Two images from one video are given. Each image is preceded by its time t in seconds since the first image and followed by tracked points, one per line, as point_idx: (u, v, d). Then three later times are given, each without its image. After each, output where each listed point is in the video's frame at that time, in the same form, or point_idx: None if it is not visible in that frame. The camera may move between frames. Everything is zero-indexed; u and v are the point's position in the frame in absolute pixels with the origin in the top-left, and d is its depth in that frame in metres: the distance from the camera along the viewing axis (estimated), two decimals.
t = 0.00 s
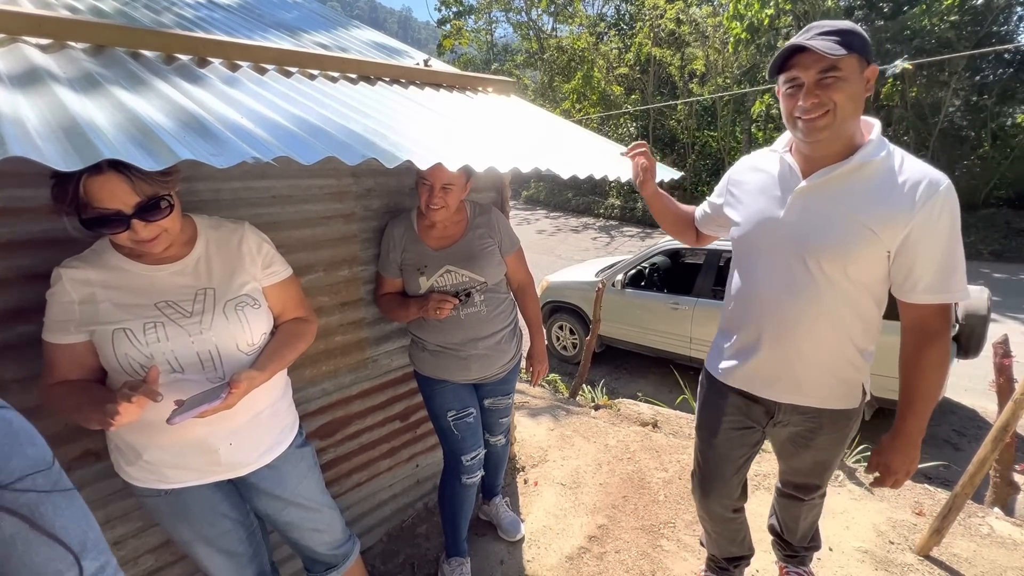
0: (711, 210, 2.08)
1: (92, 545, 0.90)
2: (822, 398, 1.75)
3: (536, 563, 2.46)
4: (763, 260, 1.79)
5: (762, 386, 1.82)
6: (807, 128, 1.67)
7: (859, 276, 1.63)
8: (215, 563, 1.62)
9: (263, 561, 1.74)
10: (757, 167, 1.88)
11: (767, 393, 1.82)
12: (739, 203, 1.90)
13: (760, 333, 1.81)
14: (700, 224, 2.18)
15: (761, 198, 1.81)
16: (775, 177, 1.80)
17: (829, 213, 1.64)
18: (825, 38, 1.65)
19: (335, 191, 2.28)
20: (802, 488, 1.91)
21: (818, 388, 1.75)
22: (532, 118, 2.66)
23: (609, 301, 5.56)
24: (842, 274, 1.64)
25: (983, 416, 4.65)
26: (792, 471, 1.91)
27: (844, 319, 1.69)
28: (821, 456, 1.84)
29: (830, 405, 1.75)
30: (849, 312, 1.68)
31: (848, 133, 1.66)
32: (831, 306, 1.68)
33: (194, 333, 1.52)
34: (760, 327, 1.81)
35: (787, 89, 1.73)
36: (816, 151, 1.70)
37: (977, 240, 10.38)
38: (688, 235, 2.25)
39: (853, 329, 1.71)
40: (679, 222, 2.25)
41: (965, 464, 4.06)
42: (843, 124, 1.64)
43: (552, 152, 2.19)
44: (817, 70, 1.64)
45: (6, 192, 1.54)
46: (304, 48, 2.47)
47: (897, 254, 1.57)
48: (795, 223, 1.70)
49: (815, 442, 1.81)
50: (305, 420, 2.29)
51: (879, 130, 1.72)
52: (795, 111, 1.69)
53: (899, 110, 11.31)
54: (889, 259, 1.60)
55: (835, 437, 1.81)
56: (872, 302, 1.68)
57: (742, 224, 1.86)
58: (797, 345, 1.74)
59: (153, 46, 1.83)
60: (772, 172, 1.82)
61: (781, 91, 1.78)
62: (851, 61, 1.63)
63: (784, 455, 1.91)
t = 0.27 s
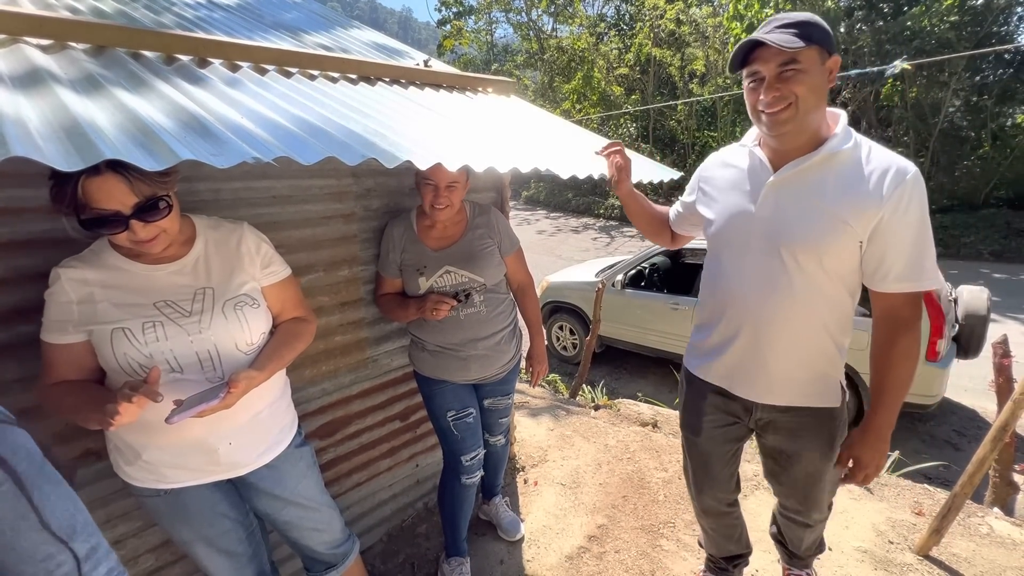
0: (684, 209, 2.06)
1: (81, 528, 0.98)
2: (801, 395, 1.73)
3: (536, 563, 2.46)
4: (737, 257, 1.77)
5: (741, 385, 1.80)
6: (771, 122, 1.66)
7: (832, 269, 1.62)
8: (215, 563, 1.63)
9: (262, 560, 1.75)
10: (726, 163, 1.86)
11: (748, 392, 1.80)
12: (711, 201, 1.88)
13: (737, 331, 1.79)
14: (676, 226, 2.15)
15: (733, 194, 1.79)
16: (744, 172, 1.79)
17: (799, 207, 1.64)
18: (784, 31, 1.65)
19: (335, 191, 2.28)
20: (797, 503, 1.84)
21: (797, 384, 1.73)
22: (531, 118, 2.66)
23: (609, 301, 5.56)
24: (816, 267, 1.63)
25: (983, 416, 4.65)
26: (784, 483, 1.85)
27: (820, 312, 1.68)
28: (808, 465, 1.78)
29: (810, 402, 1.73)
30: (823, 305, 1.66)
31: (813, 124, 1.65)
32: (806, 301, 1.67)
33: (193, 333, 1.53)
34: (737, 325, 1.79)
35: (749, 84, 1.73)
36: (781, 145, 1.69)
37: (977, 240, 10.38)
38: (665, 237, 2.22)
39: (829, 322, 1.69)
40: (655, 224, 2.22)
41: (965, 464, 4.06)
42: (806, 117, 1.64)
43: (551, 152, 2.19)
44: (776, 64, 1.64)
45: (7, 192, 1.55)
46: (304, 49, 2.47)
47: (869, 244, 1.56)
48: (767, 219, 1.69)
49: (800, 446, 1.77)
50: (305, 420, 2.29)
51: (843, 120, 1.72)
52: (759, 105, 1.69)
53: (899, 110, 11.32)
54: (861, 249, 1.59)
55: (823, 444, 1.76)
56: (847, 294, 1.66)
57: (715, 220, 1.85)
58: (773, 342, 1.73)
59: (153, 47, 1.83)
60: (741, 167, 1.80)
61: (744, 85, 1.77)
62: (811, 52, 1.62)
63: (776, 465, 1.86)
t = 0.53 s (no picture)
0: (665, 208, 2.07)
1: (51, 532, 1.12)
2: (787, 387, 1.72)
3: (536, 563, 2.47)
4: (718, 251, 1.77)
5: (728, 380, 1.80)
6: (735, 115, 1.68)
7: (809, 257, 1.60)
8: (214, 563, 1.63)
9: (262, 560, 1.75)
10: (701, 159, 1.87)
11: (736, 386, 1.79)
12: (688, 197, 1.88)
13: (721, 325, 1.80)
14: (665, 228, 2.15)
15: (709, 189, 1.80)
16: (718, 168, 1.79)
17: (771, 197, 1.62)
18: (742, 25, 1.65)
19: (336, 192, 2.29)
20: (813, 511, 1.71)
21: (783, 376, 1.72)
22: (531, 119, 2.67)
23: (609, 302, 5.57)
24: (793, 257, 1.61)
25: (984, 417, 4.65)
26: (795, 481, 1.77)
27: (800, 302, 1.66)
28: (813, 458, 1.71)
29: (798, 393, 1.72)
30: (804, 294, 1.64)
31: (777, 116, 1.66)
32: (786, 291, 1.65)
33: (192, 332, 1.54)
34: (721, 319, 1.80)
35: (713, 79, 1.74)
36: (750, 138, 1.71)
37: (977, 241, 10.38)
38: (657, 238, 2.21)
39: (811, 311, 1.67)
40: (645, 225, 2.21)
41: (966, 464, 4.06)
42: (769, 109, 1.65)
43: (549, 152, 2.20)
44: (737, 58, 1.65)
45: (8, 193, 1.56)
46: (304, 49, 2.48)
47: (844, 229, 1.53)
48: (742, 211, 1.69)
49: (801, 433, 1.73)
50: (305, 420, 2.29)
51: (810, 108, 1.72)
52: (723, 99, 1.71)
53: (900, 111, 11.33)
54: (837, 234, 1.56)
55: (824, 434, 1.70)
56: (828, 284, 1.63)
57: (693, 216, 1.85)
58: (756, 334, 1.72)
59: (154, 48, 1.84)
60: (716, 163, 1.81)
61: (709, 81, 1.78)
62: (769, 45, 1.63)
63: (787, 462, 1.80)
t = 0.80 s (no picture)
0: (667, 211, 2.09)
1: (24, 547, 1.10)
2: (788, 391, 1.70)
3: (536, 564, 2.47)
4: (717, 252, 1.77)
5: (728, 383, 1.80)
6: (732, 118, 1.69)
7: (808, 257, 1.59)
8: (214, 563, 1.64)
9: (262, 560, 1.76)
10: (700, 163, 1.89)
11: (736, 389, 1.78)
12: (688, 199, 1.89)
13: (721, 327, 1.80)
14: (665, 230, 2.16)
15: (708, 191, 1.81)
16: (717, 171, 1.80)
17: (769, 197, 1.63)
18: (731, 31, 1.67)
19: (336, 193, 2.29)
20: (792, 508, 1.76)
21: (783, 380, 1.70)
22: (531, 120, 2.67)
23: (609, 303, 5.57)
24: (792, 258, 1.60)
25: (985, 418, 4.64)
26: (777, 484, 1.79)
27: (800, 303, 1.65)
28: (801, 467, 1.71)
29: (799, 396, 1.70)
30: (803, 295, 1.64)
31: (774, 117, 1.66)
32: (785, 292, 1.64)
33: (192, 334, 1.54)
34: (720, 321, 1.80)
35: (708, 84, 1.75)
36: (748, 140, 1.71)
37: (979, 242, 10.37)
38: (657, 241, 2.22)
39: (812, 313, 1.66)
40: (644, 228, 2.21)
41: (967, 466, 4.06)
42: (766, 110, 1.65)
43: (549, 153, 2.20)
44: (728, 64, 1.65)
45: (10, 194, 1.56)
46: (305, 51, 2.49)
47: (842, 229, 1.52)
48: (740, 211, 1.70)
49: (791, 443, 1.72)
50: (304, 421, 2.30)
51: (808, 109, 1.72)
52: (720, 104, 1.72)
53: (901, 112, 11.32)
54: (836, 234, 1.55)
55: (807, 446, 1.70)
56: (828, 285, 1.62)
57: (693, 218, 1.86)
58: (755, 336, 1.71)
59: (156, 50, 1.85)
60: (714, 166, 1.82)
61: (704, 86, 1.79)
62: (759, 48, 1.63)
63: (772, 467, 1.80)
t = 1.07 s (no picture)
0: (670, 214, 2.07)
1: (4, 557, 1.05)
2: (785, 399, 1.70)
3: (535, 565, 2.47)
4: (715, 257, 1.77)
5: (725, 389, 1.80)
6: (731, 122, 1.69)
7: (806, 263, 1.59)
8: (214, 565, 1.65)
9: (262, 562, 1.77)
10: (699, 166, 1.89)
11: (733, 395, 1.78)
12: (688, 202, 1.89)
13: (719, 332, 1.79)
14: (667, 234, 2.15)
15: (707, 194, 1.81)
16: (716, 174, 1.80)
17: (767, 201, 1.63)
18: (728, 35, 1.68)
19: (337, 195, 2.30)
20: (785, 513, 1.77)
21: (781, 386, 1.70)
22: (532, 122, 2.68)
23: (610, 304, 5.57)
24: (790, 261, 1.60)
25: (987, 420, 4.63)
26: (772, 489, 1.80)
27: (798, 308, 1.64)
28: (794, 475, 1.71)
29: (796, 400, 1.69)
30: (801, 301, 1.63)
31: (773, 120, 1.66)
32: (784, 296, 1.64)
33: (191, 337, 1.55)
34: (718, 327, 1.79)
35: (706, 89, 1.76)
36: (748, 143, 1.71)
37: (980, 243, 10.36)
38: (657, 244, 2.21)
39: (809, 319, 1.65)
40: (643, 231, 2.21)
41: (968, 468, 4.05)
42: (764, 114, 1.65)
43: (550, 156, 2.21)
44: (725, 68, 1.66)
45: (13, 196, 1.57)
46: (307, 54, 2.50)
47: (841, 233, 1.52)
48: (738, 216, 1.69)
49: (785, 451, 1.71)
50: (305, 422, 2.30)
51: (807, 112, 1.72)
52: (718, 107, 1.72)
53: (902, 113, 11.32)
54: (835, 239, 1.55)
55: (795, 457, 1.70)
56: (827, 289, 1.62)
57: (693, 220, 1.85)
58: (753, 342, 1.71)
59: (159, 52, 1.86)
60: (714, 169, 1.82)
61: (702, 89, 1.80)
62: (755, 52, 1.64)
63: (767, 474, 1.81)
